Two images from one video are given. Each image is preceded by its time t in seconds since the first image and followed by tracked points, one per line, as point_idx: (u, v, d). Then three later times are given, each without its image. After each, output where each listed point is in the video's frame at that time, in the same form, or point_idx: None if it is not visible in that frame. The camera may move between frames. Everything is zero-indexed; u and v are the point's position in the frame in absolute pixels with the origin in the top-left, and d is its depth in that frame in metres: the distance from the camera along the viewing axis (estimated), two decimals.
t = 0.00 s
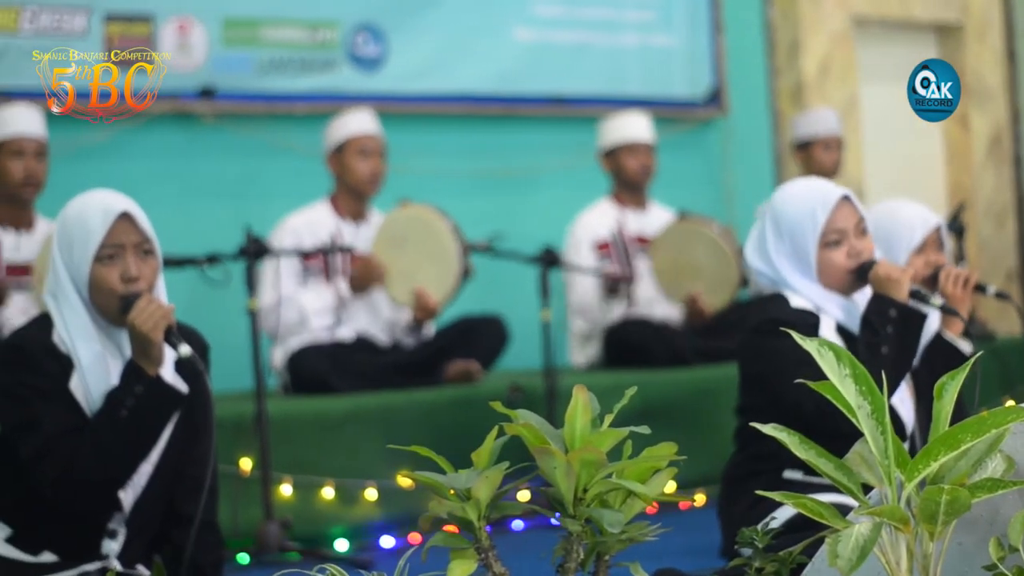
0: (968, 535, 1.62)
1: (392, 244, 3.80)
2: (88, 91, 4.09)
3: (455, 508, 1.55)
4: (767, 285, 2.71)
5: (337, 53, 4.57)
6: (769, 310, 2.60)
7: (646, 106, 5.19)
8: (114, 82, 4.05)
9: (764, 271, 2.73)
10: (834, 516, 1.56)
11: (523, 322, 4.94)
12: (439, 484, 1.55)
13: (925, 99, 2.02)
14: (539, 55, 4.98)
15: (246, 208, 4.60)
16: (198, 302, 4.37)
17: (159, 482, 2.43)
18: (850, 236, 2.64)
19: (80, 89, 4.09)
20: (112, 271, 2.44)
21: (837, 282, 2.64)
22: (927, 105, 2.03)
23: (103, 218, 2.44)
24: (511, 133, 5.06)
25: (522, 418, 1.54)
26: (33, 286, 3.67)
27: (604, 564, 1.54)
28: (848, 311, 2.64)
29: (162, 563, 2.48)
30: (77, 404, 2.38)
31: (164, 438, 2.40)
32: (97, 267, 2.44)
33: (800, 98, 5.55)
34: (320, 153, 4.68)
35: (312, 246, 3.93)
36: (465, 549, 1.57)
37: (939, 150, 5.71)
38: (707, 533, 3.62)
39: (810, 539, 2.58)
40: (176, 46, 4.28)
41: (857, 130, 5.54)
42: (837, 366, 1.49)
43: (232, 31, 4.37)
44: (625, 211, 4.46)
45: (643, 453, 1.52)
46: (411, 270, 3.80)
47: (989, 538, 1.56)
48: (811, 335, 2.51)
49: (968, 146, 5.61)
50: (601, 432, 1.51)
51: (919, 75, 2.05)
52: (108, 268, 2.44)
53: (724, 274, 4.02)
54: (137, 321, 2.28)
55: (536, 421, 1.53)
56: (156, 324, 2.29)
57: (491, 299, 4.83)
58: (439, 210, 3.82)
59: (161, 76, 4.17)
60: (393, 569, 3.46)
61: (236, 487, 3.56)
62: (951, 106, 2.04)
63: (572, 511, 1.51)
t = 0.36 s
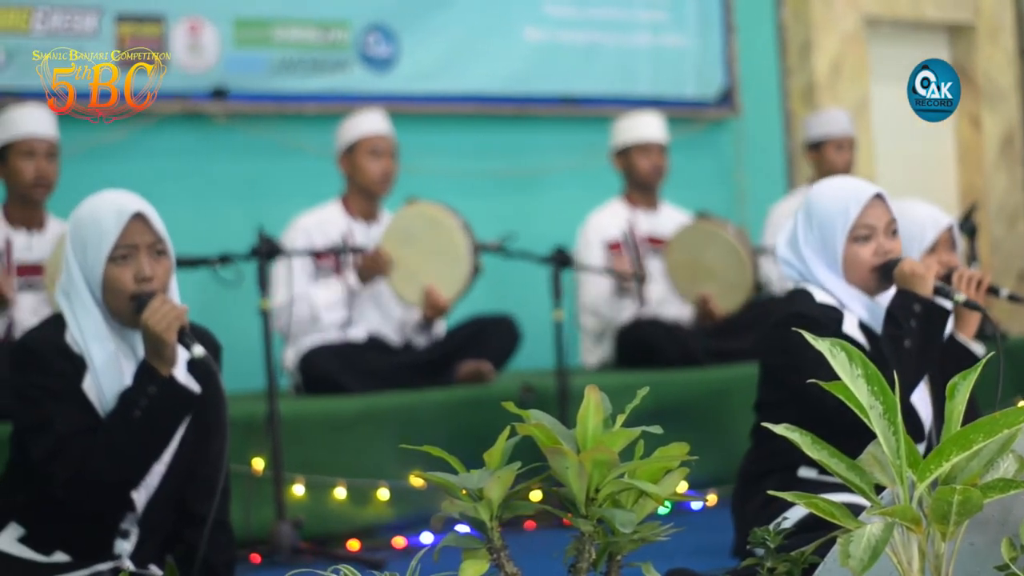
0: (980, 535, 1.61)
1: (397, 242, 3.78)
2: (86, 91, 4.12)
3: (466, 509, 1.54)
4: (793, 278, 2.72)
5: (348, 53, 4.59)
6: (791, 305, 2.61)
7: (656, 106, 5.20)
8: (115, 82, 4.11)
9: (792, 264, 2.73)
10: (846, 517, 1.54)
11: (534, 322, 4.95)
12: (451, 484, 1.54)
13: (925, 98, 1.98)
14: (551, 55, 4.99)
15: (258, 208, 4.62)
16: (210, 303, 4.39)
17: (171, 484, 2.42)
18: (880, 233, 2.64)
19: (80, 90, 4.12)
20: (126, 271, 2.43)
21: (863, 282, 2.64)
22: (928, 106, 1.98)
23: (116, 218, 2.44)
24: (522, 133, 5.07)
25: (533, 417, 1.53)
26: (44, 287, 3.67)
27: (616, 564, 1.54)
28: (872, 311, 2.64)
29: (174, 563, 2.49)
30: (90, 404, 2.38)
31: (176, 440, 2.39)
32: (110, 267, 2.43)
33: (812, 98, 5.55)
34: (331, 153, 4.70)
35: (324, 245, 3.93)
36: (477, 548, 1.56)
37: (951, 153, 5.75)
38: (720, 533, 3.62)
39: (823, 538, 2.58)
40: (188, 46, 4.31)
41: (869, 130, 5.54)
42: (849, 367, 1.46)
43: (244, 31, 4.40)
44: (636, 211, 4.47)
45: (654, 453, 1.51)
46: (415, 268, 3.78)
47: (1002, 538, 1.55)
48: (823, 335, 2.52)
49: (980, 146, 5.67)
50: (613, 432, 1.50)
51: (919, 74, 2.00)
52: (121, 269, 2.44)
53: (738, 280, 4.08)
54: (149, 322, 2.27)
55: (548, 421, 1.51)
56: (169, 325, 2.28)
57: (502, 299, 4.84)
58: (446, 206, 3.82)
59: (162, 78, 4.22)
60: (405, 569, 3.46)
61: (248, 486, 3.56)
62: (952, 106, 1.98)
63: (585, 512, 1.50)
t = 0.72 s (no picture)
0: (989, 535, 1.58)
1: (411, 243, 3.80)
2: (86, 91, 4.11)
3: (477, 508, 1.53)
4: (806, 276, 2.72)
5: (359, 54, 4.60)
6: (803, 305, 2.61)
7: (666, 106, 5.20)
8: (115, 82, 4.11)
9: (807, 262, 2.74)
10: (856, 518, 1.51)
11: (545, 322, 4.96)
12: (461, 484, 1.52)
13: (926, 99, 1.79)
14: (561, 55, 5.00)
15: (269, 208, 4.63)
16: (221, 301, 4.42)
17: (181, 482, 2.42)
18: (895, 234, 2.64)
19: (80, 90, 4.11)
20: (138, 272, 2.43)
21: (875, 284, 2.65)
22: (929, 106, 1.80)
23: (129, 219, 2.44)
24: (532, 133, 5.08)
25: (543, 417, 1.52)
26: (55, 287, 3.68)
27: (626, 564, 1.51)
28: (884, 312, 2.64)
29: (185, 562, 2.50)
30: (101, 405, 2.38)
31: (186, 441, 2.39)
32: (123, 268, 2.43)
33: (821, 97, 5.56)
34: (341, 153, 4.70)
35: (335, 245, 3.93)
36: (487, 548, 1.56)
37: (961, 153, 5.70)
38: (729, 534, 3.62)
39: (834, 538, 2.58)
40: (198, 46, 4.33)
41: (879, 130, 5.53)
42: (858, 366, 1.43)
43: (255, 31, 4.42)
44: (646, 211, 4.47)
45: (664, 453, 1.50)
46: (428, 271, 3.79)
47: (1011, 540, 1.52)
48: (832, 335, 2.52)
49: (990, 146, 5.60)
50: (623, 432, 1.49)
51: (919, 74, 1.81)
52: (134, 270, 2.44)
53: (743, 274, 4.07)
54: (161, 322, 2.28)
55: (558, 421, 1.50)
56: (181, 325, 2.28)
57: (512, 299, 4.85)
58: (454, 209, 3.84)
59: (162, 77, 4.24)
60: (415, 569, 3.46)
61: (259, 486, 3.57)
62: (952, 108, 1.80)
63: (595, 512, 1.48)
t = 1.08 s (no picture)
0: (996, 533, 1.57)
1: (418, 240, 3.81)
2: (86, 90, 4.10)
3: (483, 506, 1.51)
4: (806, 277, 2.73)
5: (364, 51, 4.62)
6: (806, 305, 2.62)
7: (672, 104, 5.21)
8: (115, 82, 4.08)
9: (806, 264, 2.75)
10: (862, 515, 1.53)
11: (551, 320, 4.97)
12: (467, 483, 1.51)
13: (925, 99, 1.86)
14: (566, 53, 5.00)
15: (275, 206, 4.63)
16: (227, 299, 4.44)
17: (188, 480, 2.41)
18: (894, 232, 2.63)
19: (80, 88, 4.10)
20: (143, 269, 2.43)
21: (876, 283, 2.64)
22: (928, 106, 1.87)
23: (134, 216, 2.44)
24: (538, 131, 5.08)
25: (549, 415, 1.51)
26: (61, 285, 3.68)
27: (632, 562, 1.51)
28: (885, 311, 2.64)
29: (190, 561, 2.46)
30: (107, 405, 2.36)
31: (192, 441, 2.40)
32: (128, 265, 2.43)
33: (827, 95, 5.57)
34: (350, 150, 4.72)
35: (339, 244, 3.93)
36: (493, 546, 1.54)
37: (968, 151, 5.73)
38: (734, 531, 3.61)
39: (839, 536, 2.58)
40: (204, 44, 4.34)
41: (884, 127, 5.53)
42: (865, 365, 1.45)
43: (261, 29, 4.43)
44: (652, 209, 4.48)
45: (670, 451, 1.49)
46: (436, 267, 3.79)
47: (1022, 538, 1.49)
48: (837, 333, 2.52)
49: (997, 143, 5.68)
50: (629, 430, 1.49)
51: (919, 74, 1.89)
52: (139, 267, 2.43)
53: (748, 271, 4.06)
54: (167, 322, 2.25)
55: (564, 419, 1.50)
56: (187, 325, 2.26)
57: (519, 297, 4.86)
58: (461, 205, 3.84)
59: (162, 75, 4.23)
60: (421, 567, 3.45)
61: (264, 484, 3.56)
62: (951, 107, 1.88)
63: (601, 510, 1.48)
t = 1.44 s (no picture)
0: (1007, 536, 1.60)
1: (431, 242, 3.81)
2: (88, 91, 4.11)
3: (495, 508, 1.52)
4: (821, 278, 2.74)
5: (377, 54, 4.63)
6: (820, 306, 2.61)
7: (683, 107, 5.22)
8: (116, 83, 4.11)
9: (821, 265, 2.75)
10: (873, 517, 1.55)
11: (563, 322, 4.99)
12: (480, 485, 1.52)
13: (925, 101, 1.89)
14: (578, 55, 5.01)
15: (287, 208, 4.64)
16: (238, 300, 4.46)
17: (200, 482, 2.40)
18: (908, 235, 2.63)
19: (80, 90, 4.11)
20: (154, 273, 2.42)
21: (889, 284, 2.63)
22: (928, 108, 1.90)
23: (145, 221, 2.43)
24: (550, 134, 5.09)
25: (561, 418, 1.52)
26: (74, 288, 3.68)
27: (644, 563, 1.52)
28: (899, 314, 2.63)
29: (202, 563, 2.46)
30: (120, 409, 2.37)
31: (204, 444, 2.39)
32: (140, 269, 2.42)
33: (839, 98, 5.57)
34: (361, 153, 4.73)
35: (350, 246, 3.95)
36: (504, 548, 1.56)
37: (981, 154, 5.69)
38: (746, 534, 3.60)
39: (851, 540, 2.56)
40: (216, 46, 4.35)
41: (896, 130, 5.53)
42: (876, 367, 1.47)
43: (274, 32, 4.45)
44: (663, 212, 4.49)
45: (681, 454, 1.50)
46: (449, 269, 3.81)
47: None
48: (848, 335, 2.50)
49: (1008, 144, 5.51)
50: (641, 432, 1.49)
51: (919, 74, 1.91)
52: (150, 271, 2.43)
53: (757, 273, 4.07)
54: (178, 325, 2.25)
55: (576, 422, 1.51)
56: (198, 329, 2.26)
57: (530, 300, 4.87)
58: (476, 206, 3.84)
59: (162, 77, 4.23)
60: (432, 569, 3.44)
61: (276, 485, 3.56)
62: (951, 107, 1.91)
63: (612, 512, 1.49)
